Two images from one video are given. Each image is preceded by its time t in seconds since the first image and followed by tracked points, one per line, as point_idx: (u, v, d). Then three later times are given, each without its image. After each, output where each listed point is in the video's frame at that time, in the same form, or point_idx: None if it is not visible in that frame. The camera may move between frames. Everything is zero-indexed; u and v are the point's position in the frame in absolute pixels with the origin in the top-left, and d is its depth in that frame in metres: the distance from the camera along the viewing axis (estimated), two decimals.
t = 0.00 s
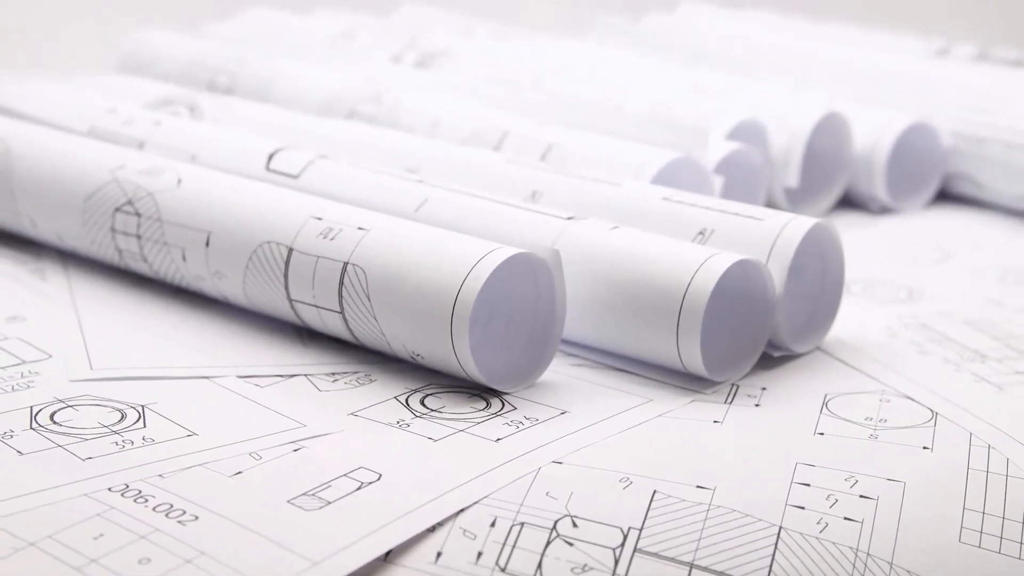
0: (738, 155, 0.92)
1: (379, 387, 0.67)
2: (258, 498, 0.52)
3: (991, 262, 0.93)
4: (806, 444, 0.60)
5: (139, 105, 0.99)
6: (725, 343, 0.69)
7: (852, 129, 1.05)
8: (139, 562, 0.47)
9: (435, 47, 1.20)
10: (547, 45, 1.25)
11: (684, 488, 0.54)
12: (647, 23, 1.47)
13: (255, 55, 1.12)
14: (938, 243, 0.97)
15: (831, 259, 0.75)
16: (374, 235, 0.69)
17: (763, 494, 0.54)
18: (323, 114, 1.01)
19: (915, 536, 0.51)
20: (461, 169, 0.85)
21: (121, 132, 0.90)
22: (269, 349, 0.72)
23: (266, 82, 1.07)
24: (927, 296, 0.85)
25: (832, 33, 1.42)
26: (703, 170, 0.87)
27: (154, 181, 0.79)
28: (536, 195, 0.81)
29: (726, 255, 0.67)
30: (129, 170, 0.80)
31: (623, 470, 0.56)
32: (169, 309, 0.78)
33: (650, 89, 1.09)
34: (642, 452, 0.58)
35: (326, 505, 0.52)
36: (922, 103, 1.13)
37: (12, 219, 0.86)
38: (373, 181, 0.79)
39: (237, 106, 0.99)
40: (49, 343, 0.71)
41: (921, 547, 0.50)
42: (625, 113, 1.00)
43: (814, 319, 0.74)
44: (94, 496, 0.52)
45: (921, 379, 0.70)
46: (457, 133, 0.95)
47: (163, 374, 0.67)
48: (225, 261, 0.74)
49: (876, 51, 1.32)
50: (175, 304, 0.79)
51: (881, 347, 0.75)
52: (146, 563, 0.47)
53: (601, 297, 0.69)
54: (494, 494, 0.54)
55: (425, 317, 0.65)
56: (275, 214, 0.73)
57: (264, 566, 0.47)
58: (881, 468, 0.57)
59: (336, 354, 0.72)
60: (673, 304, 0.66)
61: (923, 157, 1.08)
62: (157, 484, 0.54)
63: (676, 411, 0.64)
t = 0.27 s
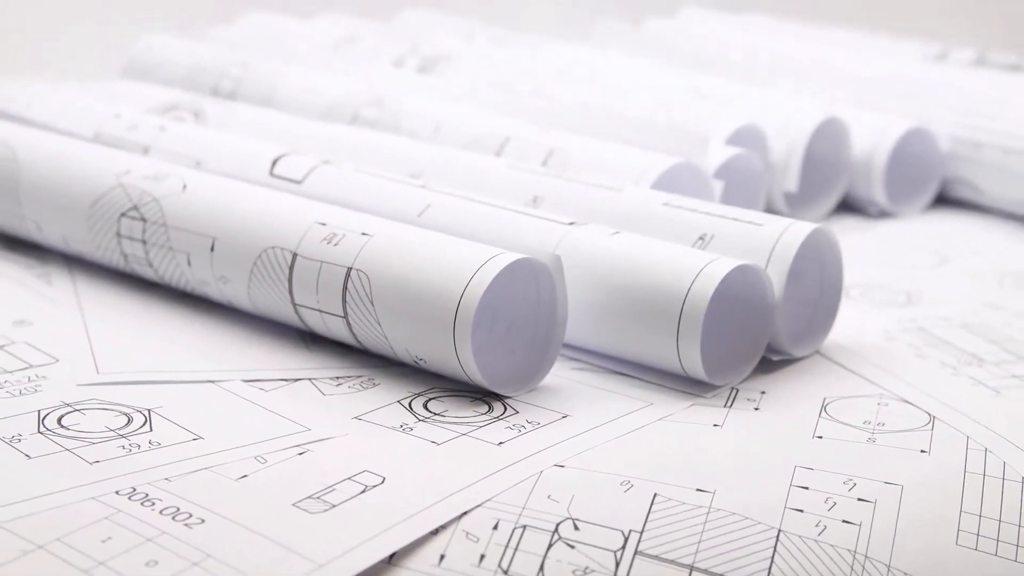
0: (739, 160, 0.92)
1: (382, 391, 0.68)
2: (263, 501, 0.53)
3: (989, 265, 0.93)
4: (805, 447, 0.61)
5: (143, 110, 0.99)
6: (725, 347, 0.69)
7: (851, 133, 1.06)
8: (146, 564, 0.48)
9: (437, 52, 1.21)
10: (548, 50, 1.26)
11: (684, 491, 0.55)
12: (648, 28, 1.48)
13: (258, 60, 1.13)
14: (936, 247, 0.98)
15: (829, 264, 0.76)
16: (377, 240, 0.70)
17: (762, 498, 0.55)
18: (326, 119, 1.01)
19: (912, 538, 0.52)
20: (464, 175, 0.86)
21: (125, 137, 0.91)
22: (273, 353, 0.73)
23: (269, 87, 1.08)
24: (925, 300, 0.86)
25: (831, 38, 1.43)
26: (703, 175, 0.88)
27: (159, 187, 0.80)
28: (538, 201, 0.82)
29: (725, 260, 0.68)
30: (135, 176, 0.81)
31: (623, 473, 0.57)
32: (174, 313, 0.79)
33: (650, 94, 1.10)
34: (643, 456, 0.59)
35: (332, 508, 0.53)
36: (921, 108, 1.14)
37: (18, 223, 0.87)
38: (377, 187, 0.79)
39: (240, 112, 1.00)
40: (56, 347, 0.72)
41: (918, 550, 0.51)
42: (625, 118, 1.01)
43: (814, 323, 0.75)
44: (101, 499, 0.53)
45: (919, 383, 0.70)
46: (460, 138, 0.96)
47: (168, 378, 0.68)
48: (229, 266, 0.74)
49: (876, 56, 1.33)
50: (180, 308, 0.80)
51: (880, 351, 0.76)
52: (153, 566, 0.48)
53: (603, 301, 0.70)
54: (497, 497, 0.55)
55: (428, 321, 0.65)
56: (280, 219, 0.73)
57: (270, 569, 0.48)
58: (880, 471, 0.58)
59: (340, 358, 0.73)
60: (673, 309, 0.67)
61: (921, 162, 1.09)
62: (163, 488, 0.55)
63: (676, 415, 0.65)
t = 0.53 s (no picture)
0: (739, 165, 0.93)
1: (387, 395, 0.69)
2: (270, 504, 0.54)
3: (987, 270, 0.94)
4: (804, 451, 0.62)
5: (148, 115, 1.00)
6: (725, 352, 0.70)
7: (850, 138, 1.06)
8: (155, 567, 0.49)
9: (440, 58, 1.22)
10: (550, 55, 1.27)
11: (685, 494, 0.56)
12: (649, 33, 1.49)
13: (263, 66, 1.14)
14: (935, 252, 0.99)
15: (829, 269, 0.76)
16: (381, 246, 0.70)
17: (762, 501, 0.56)
18: (330, 124, 1.02)
19: (909, 541, 0.53)
20: (467, 180, 0.87)
21: (132, 143, 0.92)
22: (279, 357, 0.74)
23: (273, 93, 1.09)
24: (924, 305, 0.87)
25: (831, 42, 1.44)
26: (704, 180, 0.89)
27: (165, 193, 0.80)
28: (540, 206, 0.82)
29: (725, 265, 0.69)
30: (141, 181, 0.82)
31: (625, 477, 0.58)
32: (180, 318, 0.80)
33: (651, 99, 1.11)
34: (644, 460, 0.60)
35: (338, 511, 0.54)
36: (920, 113, 1.14)
37: (25, 228, 0.88)
38: (381, 192, 0.80)
39: (245, 117, 1.01)
40: (64, 351, 0.73)
41: (916, 552, 0.52)
42: (626, 123, 1.02)
43: (813, 328, 0.76)
44: (110, 502, 0.54)
45: (917, 387, 0.71)
46: (463, 143, 0.97)
47: (175, 382, 0.69)
48: (235, 272, 0.75)
49: (875, 61, 1.34)
50: (186, 313, 0.81)
51: (879, 355, 0.77)
52: (162, 568, 0.49)
53: (604, 306, 0.71)
54: (501, 500, 0.55)
55: (432, 326, 0.66)
56: (285, 225, 0.74)
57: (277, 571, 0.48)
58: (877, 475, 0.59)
59: (345, 362, 0.74)
60: (674, 314, 0.68)
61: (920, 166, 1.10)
62: (172, 491, 0.55)
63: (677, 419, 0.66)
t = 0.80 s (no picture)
0: (738, 170, 0.94)
1: (390, 399, 0.70)
2: (277, 507, 0.55)
3: (984, 275, 0.95)
4: (802, 455, 0.63)
5: (153, 122, 1.01)
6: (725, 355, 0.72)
7: (848, 144, 1.07)
8: (163, 569, 0.50)
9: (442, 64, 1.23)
10: (551, 61, 1.28)
11: (684, 498, 0.57)
12: (649, 38, 1.50)
13: (266, 72, 1.15)
14: (932, 257, 1.00)
15: (827, 274, 0.77)
16: (385, 252, 0.71)
17: (760, 505, 0.57)
18: (333, 130, 1.03)
19: (904, 544, 0.54)
20: (469, 186, 0.88)
21: (137, 149, 0.93)
22: (283, 362, 0.75)
23: (276, 99, 1.10)
24: (921, 309, 0.88)
25: (830, 48, 1.45)
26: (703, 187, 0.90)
27: (171, 199, 0.81)
28: (541, 212, 0.83)
29: (724, 271, 0.70)
30: (147, 188, 0.83)
31: (625, 480, 0.59)
32: (186, 322, 0.81)
33: (651, 105, 1.12)
34: (644, 464, 0.61)
35: (343, 514, 0.54)
36: (918, 118, 1.16)
37: (32, 233, 0.89)
38: (384, 199, 0.81)
39: (249, 124, 1.02)
40: (71, 356, 0.74)
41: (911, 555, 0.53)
42: (627, 129, 1.03)
43: (811, 331, 0.77)
44: (119, 505, 0.55)
45: (914, 392, 0.72)
46: (465, 149, 0.98)
47: (181, 387, 0.70)
48: (240, 277, 0.76)
49: (873, 66, 1.35)
50: (192, 318, 0.82)
51: (876, 360, 0.78)
52: (170, 570, 0.50)
53: (604, 311, 0.72)
54: (503, 503, 0.56)
55: (434, 331, 0.67)
56: (290, 231, 0.75)
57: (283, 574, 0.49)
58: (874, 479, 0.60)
59: (349, 367, 0.75)
60: (673, 319, 0.69)
61: (918, 172, 1.11)
62: (179, 494, 0.56)
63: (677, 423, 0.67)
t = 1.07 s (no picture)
0: (738, 175, 0.94)
1: (393, 403, 0.71)
2: (282, 511, 0.56)
3: (982, 278, 0.96)
4: (801, 459, 0.63)
5: (157, 126, 1.02)
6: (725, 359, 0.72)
7: (848, 148, 1.08)
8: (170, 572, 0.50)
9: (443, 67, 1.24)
10: (552, 65, 1.29)
11: (684, 501, 0.58)
12: (649, 41, 1.51)
13: (269, 76, 1.16)
14: (931, 260, 1.01)
15: (826, 277, 0.78)
16: (387, 256, 0.72)
17: (759, 508, 0.57)
18: (336, 134, 1.04)
19: (902, 547, 0.54)
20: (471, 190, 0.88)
21: (141, 153, 0.94)
22: (288, 365, 0.76)
23: (279, 103, 1.11)
24: (921, 313, 0.88)
25: (828, 51, 1.46)
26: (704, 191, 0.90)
27: (175, 204, 0.82)
28: (543, 217, 0.84)
29: (724, 275, 0.71)
30: (152, 193, 0.83)
31: (626, 484, 0.60)
32: (190, 326, 0.82)
33: (652, 109, 1.13)
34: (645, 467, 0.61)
35: (348, 517, 0.55)
36: (917, 122, 1.16)
37: (37, 237, 0.90)
38: (387, 204, 0.82)
39: (252, 128, 1.03)
40: (77, 361, 0.74)
41: (909, 558, 0.54)
42: (628, 132, 1.04)
43: (811, 335, 0.78)
44: (125, 509, 0.56)
45: (913, 396, 0.73)
46: (467, 153, 0.98)
47: (187, 390, 0.70)
48: (245, 282, 0.77)
49: (872, 69, 1.36)
50: (197, 322, 0.83)
51: (875, 364, 0.78)
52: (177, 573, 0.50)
53: (605, 315, 0.72)
54: (505, 506, 0.57)
55: (437, 336, 0.68)
56: (293, 236, 0.76)
57: None
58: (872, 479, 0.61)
59: (353, 371, 0.76)
60: (674, 323, 0.69)
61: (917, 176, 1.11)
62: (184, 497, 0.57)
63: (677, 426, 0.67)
